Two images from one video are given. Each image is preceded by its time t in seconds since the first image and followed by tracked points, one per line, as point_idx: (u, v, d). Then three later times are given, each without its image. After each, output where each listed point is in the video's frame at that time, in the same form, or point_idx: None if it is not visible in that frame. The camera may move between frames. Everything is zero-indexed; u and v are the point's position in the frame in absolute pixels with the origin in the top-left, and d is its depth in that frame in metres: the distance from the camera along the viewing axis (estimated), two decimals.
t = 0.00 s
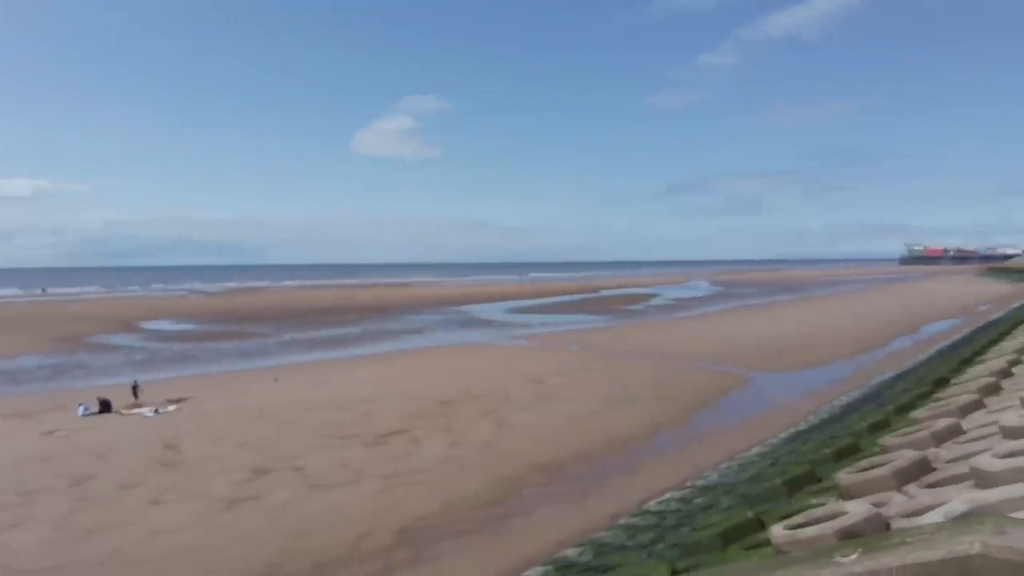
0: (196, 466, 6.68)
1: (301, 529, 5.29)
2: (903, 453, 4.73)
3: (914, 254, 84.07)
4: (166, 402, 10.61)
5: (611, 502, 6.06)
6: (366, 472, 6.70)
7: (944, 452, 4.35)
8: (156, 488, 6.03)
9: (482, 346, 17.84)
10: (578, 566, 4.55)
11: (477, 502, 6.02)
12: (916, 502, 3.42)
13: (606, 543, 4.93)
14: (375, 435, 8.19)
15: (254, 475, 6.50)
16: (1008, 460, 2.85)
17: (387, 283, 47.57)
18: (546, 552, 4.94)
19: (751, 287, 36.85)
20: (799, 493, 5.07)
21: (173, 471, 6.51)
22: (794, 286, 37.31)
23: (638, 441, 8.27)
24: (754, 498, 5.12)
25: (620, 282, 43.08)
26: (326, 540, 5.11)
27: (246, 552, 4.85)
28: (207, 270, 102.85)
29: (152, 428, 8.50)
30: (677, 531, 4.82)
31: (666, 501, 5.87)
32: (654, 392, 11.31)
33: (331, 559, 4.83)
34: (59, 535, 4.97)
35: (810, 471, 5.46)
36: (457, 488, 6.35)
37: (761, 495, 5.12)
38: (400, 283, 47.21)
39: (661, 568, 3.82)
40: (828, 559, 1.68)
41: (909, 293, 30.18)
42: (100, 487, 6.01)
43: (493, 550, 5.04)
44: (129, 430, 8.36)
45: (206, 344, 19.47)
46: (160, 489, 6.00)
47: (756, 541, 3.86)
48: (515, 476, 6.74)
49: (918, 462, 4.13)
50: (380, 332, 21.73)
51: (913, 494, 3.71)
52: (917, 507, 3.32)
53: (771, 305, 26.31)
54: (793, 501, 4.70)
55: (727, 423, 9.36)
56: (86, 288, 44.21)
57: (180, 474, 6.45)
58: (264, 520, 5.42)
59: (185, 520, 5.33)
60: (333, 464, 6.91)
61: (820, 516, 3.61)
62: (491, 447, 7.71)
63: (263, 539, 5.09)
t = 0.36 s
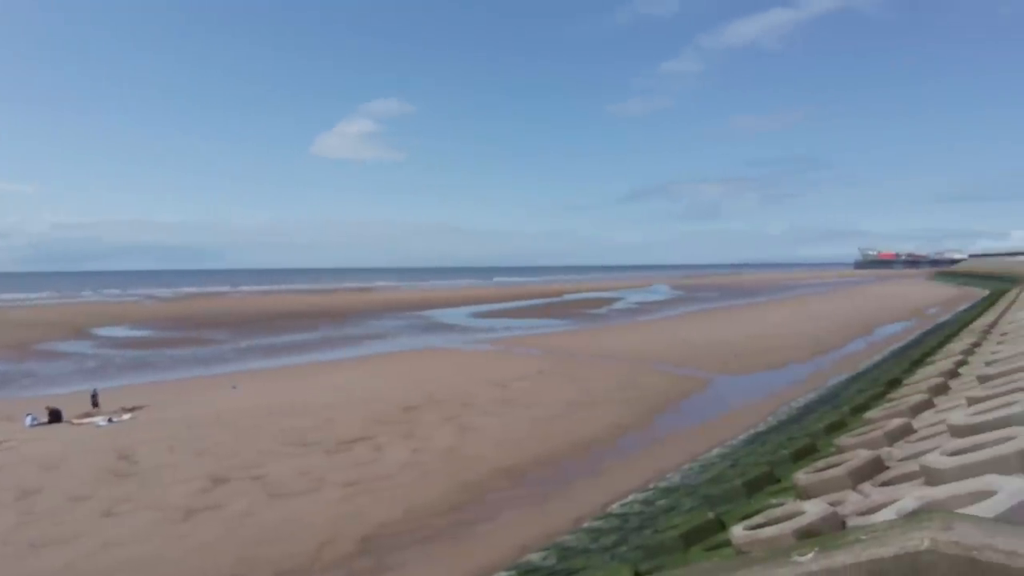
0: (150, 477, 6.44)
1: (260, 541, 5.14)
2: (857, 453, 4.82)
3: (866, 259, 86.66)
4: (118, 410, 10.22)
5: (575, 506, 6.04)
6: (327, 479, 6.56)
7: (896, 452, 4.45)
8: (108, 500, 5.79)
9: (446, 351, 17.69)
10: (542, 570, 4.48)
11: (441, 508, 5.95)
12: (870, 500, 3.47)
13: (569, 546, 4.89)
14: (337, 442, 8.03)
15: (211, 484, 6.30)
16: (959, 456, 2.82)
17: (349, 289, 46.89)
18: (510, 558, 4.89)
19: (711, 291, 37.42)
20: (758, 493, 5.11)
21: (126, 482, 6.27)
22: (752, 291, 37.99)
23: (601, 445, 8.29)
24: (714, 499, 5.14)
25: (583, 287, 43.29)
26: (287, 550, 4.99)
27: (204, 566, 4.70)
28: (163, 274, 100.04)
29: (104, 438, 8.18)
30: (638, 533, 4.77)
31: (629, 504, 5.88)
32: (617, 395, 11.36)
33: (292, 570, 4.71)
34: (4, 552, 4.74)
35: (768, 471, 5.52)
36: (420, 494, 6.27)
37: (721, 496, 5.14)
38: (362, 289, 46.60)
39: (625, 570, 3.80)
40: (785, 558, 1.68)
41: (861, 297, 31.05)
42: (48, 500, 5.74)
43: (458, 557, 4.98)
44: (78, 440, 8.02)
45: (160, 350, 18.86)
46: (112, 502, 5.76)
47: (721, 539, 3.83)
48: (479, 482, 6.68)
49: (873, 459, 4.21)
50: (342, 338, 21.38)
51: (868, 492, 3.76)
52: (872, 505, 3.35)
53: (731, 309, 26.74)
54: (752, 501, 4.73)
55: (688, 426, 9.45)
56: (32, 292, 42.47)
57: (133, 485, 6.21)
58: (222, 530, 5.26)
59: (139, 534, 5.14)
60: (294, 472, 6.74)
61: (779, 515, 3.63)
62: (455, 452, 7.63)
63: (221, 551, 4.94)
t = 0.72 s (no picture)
0: (107, 487, 6.21)
1: (223, 550, 5.02)
2: (817, 454, 4.88)
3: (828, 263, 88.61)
4: (73, 419, 9.85)
5: (542, 510, 6.00)
6: (293, 486, 6.43)
7: (856, 451, 4.52)
8: (63, 511, 5.57)
9: (413, 355, 17.50)
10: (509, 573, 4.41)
11: (409, 514, 5.87)
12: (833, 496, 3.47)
13: (538, 549, 4.82)
14: (302, 448, 7.87)
15: (172, 493, 6.11)
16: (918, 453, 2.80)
17: (315, 293, 46.10)
18: (478, 563, 4.82)
19: (677, 295, 37.75)
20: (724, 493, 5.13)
21: (82, 493, 6.04)
22: (717, 294, 38.51)
23: (569, 448, 8.27)
24: (681, 500, 5.14)
25: (552, 291, 43.33)
26: (251, 560, 4.87)
27: None
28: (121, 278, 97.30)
29: (58, 447, 7.87)
30: (606, 535, 4.71)
31: (597, 507, 5.85)
32: (585, 398, 11.37)
33: None
34: None
35: (733, 472, 5.53)
36: (387, 500, 6.18)
37: (688, 497, 5.12)
38: (329, 293, 45.83)
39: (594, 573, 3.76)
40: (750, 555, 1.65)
41: (823, 300, 31.68)
42: None
43: (425, 562, 4.92)
44: (31, 450, 7.71)
45: (118, 357, 18.28)
46: (67, 514, 5.54)
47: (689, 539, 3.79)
48: (447, 487, 6.61)
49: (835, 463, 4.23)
50: (307, 343, 21.00)
51: (829, 492, 3.78)
52: (834, 504, 3.37)
53: (696, 312, 27.05)
54: (717, 503, 4.71)
55: (655, 428, 9.50)
56: None
57: (90, 495, 5.98)
58: (183, 542, 5.11)
59: (95, 546, 4.95)
60: (258, 480, 6.58)
61: (745, 517, 3.63)
62: (423, 457, 7.54)
63: (182, 563, 4.79)
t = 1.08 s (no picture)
0: (72, 496, 6.08)
1: (192, 559, 4.96)
2: (787, 455, 4.97)
3: (796, 266, 90.40)
4: (36, 427, 9.59)
5: (516, 514, 6.00)
6: (264, 493, 6.36)
7: (823, 452, 4.62)
8: (28, 522, 5.45)
9: (388, 359, 17.44)
10: None
11: (382, 519, 5.85)
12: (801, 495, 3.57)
13: (512, 554, 4.78)
14: (275, 454, 7.80)
15: (140, 502, 6.01)
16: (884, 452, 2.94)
17: (287, 297, 45.46)
18: (452, 568, 4.81)
19: (650, 298, 38.05)
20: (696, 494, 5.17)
21: (46, 503, 5.90)
22: (690, 297, 38.91)
23: (544, 452, 8.29)
24: (654, 500, 5.17)
25: (526, 295, 43.48)
26: (221, 569, 4.81)
27: None
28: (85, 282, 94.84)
29: (20, 456, 7.66)
30: (580, 538, 4.69)
31: (571, 509, 5.87)
32: (559, 401, 11.43)
33: None
34: None
35: (705, 474, 5.59)
36: (361, 505, 6.15)
37: (661, 499, 5.12)
38: (302, 296, 45.42)
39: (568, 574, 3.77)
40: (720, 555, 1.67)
41: (792, 304, 32.18)
42: None
43: (398, 568, 4.92)
44: None
45: (82, 363, 17.82)
46: (32, 524, 5.42)
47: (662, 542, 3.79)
48: (421, 491, 6.61)
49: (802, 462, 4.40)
50: (279, 348, 20.71)
51: (798, 491, 3.85)
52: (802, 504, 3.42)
53: (669, 315, 27.38)
54: (690, 506, 4.72)
55: (628, 431, 9.59)
56: None
57: (54, 505, 5.85)
58: (151, 551, 5.03)
59: (61, 557, 4.86)
60: (229, 487, 6.50)
61: (716, 517, 3.67)
62: (396, 463, 7.51)
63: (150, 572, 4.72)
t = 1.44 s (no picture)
0: (44, 504, 6.01)
1: (167, 565, 4.95)
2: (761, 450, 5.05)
3: (769, 269, 91.99)
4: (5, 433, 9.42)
5: (493, 517, 6.06)
6: (241, 498, 6.35)
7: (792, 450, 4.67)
8: None
9: (367, 363, 17.44)
10: None
11: (359, 522, 5.88)
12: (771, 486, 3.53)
13: (491, 555, 4.68)
14: (252, 459, 7.77)
15: (114, 509, 5.96)
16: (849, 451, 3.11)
17: (262, 300, 44.98)
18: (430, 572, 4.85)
19: (626, 301, 38.39)
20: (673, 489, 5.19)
21: (18, 511, 5.83)
22: (665, 300, 39.39)
23: (521, 454, 8.35)
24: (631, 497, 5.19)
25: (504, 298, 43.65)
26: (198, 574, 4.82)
27: None
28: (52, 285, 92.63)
29: None
30: (557, 539, 4.36)
31: (548, 512, 5.91)
32: (537, 403, 11.52)
33: None
34: None
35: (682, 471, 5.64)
36: (338, 509, 6.17)
37: (637, 497, 4.60)
38: (280, 300, 45.16)
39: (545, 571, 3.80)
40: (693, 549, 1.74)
41: (765, 306, 32.72)
42: None
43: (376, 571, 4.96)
44: None
45: (53, 368, 17.49)
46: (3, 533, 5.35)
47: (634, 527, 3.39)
48: (398, 495, 6.64)
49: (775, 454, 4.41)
50: (255, 352, 20.52)
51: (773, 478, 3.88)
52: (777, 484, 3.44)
53: (646, 318, 27.73)
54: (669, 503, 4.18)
55: (604, 432, 9.69)
56: None
57: (25, 513, 5.78)
58: (127, 558, 5.02)
59: (34, 566, 4.82)
60: (205, 493, 6.48)
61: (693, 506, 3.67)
62: (374, 466, 7.53)
63: None
